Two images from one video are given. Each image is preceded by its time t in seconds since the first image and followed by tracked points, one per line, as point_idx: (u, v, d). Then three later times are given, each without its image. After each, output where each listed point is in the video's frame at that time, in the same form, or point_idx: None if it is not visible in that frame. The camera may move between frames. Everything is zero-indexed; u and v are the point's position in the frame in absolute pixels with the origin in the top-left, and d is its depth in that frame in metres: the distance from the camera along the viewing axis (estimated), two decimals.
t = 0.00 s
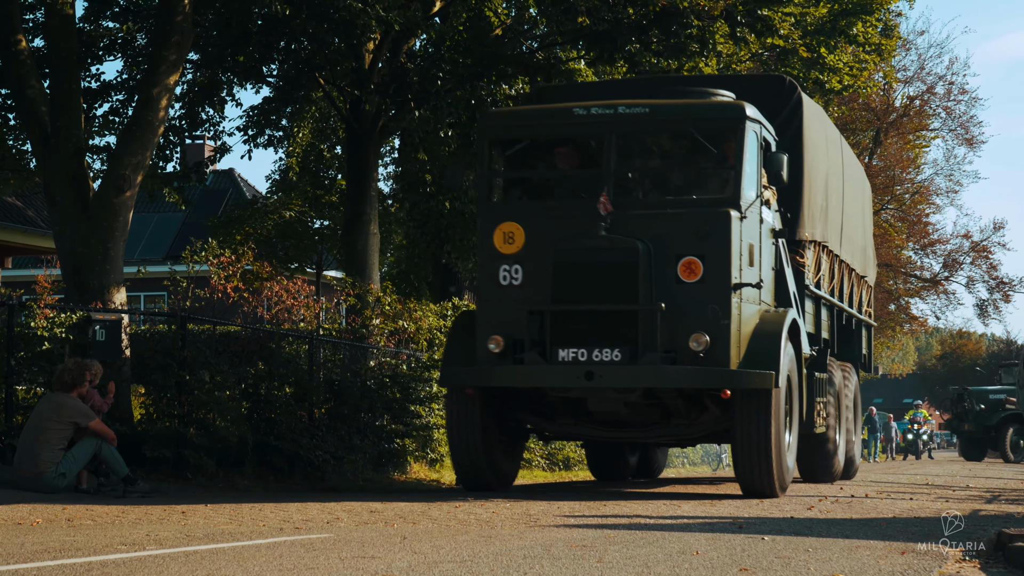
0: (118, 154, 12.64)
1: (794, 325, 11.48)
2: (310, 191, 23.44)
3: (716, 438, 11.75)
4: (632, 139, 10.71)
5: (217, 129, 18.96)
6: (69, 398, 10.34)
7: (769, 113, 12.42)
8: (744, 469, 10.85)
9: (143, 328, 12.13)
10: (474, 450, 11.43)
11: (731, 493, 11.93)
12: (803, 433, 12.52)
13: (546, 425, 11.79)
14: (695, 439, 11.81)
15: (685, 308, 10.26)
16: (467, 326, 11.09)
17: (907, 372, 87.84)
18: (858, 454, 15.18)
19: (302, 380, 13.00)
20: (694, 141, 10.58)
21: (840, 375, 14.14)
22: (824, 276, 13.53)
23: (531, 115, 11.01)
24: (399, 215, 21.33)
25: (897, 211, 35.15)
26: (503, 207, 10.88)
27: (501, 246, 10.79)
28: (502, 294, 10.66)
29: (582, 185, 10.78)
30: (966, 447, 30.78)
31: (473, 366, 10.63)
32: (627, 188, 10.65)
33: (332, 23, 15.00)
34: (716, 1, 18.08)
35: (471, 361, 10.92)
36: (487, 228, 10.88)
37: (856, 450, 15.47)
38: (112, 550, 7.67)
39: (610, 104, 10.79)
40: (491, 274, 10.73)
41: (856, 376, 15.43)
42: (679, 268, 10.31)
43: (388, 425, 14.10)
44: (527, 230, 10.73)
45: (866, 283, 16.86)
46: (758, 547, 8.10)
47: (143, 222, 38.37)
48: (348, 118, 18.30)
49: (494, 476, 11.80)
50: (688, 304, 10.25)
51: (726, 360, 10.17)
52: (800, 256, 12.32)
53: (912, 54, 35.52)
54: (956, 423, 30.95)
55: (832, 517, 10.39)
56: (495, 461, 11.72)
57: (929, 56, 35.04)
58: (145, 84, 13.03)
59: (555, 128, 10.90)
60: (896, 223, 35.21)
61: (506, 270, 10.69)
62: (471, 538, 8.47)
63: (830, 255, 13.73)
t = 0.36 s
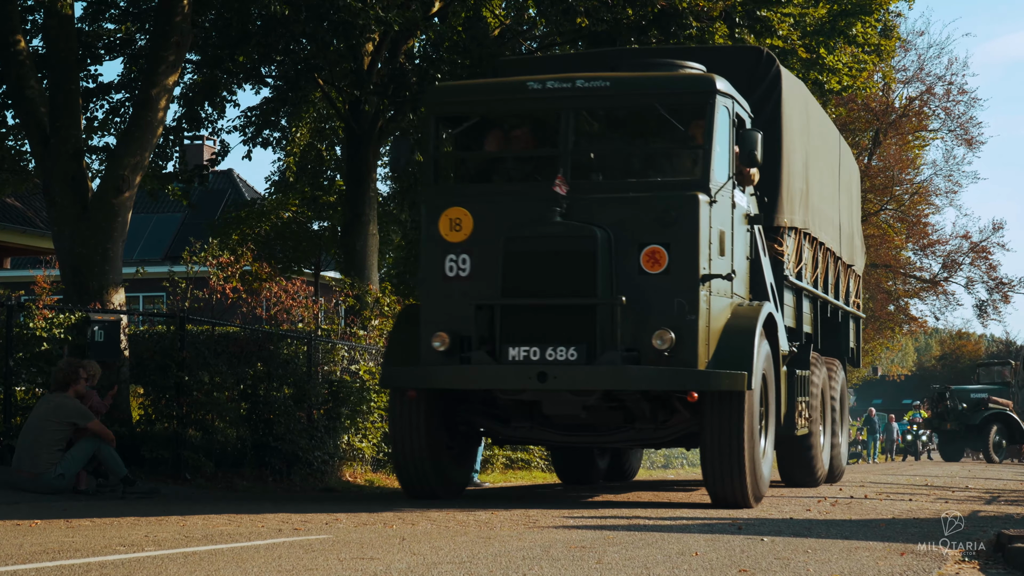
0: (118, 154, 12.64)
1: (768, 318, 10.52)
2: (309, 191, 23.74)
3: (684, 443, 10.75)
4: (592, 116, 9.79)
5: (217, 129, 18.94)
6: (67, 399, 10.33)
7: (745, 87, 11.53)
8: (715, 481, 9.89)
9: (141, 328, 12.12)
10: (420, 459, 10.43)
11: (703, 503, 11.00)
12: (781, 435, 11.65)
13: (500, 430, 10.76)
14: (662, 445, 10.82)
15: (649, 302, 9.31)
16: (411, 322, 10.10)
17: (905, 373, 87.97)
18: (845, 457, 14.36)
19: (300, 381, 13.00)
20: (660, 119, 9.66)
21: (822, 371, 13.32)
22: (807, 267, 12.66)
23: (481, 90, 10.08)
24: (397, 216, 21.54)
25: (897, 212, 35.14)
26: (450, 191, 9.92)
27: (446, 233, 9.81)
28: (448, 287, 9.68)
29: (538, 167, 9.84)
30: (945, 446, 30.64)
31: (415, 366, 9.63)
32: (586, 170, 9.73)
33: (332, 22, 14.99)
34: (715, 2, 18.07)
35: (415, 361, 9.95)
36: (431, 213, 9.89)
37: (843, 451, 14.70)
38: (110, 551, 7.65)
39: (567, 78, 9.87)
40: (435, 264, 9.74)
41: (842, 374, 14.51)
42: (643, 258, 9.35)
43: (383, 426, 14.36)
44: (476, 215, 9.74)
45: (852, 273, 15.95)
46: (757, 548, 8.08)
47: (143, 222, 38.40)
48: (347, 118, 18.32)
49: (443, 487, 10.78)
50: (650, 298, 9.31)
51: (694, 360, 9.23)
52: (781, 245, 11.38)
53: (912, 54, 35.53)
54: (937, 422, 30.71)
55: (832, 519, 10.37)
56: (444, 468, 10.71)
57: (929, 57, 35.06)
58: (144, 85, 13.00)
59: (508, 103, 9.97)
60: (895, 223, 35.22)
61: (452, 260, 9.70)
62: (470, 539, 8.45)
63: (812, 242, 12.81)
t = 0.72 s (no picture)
0: (117, 158, 12.65)
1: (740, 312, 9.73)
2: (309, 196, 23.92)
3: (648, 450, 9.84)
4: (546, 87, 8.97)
5: (217, 132, 18.96)
6: (66, 401, 10.34)
7: (720, 58, 10.90)
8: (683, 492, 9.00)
9: (143, 332, 12.15)
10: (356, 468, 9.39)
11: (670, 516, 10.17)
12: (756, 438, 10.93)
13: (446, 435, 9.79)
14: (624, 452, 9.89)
15: (605, 293, 8.52)
16: (346, 315, 9.24)
17: (905, 376, 88.03)
18: (829, 461, 13.71)
19: (299, 383, 13.07)
20: (621, 89, 8.85)
21: (806, 370, 12.71)
22: (785, 255, 12.04)
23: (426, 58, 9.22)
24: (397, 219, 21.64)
25: (896, 215, 35.13)
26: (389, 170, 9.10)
27: (385, 215, 8.99)
28: (385, 275, 8.86)
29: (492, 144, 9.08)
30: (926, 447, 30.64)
31: (349, 363, 8.78)
32: (539, 146, 8.92)
33: (332, 26, 15.02)
34: (715, 6, 18.10)
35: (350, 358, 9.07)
36: (368, 195, 9.06)
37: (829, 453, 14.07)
38: (110, 555, 7.65)
39: (519, 46, 9.06)
40: (372, 251, 8.92)
41: (824, 374, 13.82)
42: (600, 242, 8.58)
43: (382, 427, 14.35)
44: (417, 197, 8.94)
45: (836, 265, 15.24)
46: (757, 552, 8.08)
47: (142, 225, 38.40)
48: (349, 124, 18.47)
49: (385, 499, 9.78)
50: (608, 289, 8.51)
51: (656, 355, 8.41)
52: (757, 232, 10.79)
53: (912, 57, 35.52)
54: (922, 423, 30.64)
55: (832, 522, 10.35)
56: (384, 478, 9.70)
57: (928, 61, 35.06)
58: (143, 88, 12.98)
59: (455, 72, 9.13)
60: (895, 226, 35.19)
61: (391, 246, 8.87)
62: (470, 542, 8.45)
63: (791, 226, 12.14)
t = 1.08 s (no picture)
0: (116, 159, 12.64)
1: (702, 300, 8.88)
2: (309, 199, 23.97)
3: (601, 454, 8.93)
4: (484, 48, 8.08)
5: (216, 133, 18.97)
6: (65, 401, 10.32)
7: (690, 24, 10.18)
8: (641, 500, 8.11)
9: (141, 333, 12.13)
10: (275, 476, 8.41)
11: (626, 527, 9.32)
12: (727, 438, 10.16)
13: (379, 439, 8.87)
14: (574, 456, 8.97)
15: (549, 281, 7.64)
16: (262, 306, 8.35)
17: (903, 378, 88.18)
18: (812, 464, 12.94)
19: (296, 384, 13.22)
20: (567, 50, 7.98)
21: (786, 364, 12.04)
22: (765, 240, 11.24)
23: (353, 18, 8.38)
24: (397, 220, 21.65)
25: (896, 216, 35.13)
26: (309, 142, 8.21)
27: (304, 192, 8.10)
28: (305, 260, 7.99)
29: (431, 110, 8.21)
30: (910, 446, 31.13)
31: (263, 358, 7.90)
32: (478, 114, 8.06)
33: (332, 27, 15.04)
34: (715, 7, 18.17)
35: (266, 353, 8.17)
36: (286, 171, 8.21)
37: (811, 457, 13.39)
38: (109, 556, 7.62)
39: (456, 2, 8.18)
40: (290, 233, 8.05)
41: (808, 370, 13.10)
42: (544, 222, 7.71)
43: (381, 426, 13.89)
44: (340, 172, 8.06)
45: (824, 252, 14.41)
46: (756, 553, 8.05)
47: (141, 226, 38.40)
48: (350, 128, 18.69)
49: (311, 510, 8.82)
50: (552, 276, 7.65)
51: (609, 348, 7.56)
52: (727, 213, 9.96)
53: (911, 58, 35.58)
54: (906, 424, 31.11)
55: (832, 523, 10.32)
56: (309, 488, 8.75)
57: (928, 62, 35.10)
58: (141, 89, 12.96)
59: (385, 31, 8.27)
60: (895, 227, 35.14)
61: (310, 227, 8.00)
62: (468, 544, 8.40)
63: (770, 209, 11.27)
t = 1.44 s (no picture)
0: (116, 160, 12.65)
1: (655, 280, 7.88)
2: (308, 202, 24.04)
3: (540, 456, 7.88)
4: None
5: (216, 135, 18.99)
6: (66, 402, 10.34)
7: None
8: (581, 506, 7.04)
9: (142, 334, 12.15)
10: (164, 478, 7.36)
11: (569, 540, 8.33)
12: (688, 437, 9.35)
13: (290, 437, 7.89)
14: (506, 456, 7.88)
15: (474, 255, 6.61)
16: (149, 284, 7.26)
17: (901, 379, 88.36)
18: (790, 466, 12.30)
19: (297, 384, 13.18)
20: None
21: (760, 357, 11.26)
22: (735, 220, 10.43)
23: None
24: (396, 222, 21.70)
25: (896, 217, 35.12)
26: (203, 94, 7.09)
27: (196, 149, 6.99)
28: (197, 230, 6.92)
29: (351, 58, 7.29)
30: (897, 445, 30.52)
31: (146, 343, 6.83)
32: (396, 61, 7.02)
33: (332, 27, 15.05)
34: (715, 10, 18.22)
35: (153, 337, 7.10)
36: (176, 127, 7.05)
37: (788, 461, 12.59)
38: (109, 555, 7.60)
39: None
40: (180, 199, 6.98)
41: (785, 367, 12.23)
42: (469, 184, 6.69)
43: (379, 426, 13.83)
44: (238, 127, 6.97)
45: (807, 237, 13.62)
46: (757, 554, 8.06)
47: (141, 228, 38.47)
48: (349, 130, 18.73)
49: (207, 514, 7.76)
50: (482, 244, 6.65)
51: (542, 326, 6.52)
52: (688, 184, 9.13)
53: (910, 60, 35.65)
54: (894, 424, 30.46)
55: (832, 525, 10.32)
56: (208, 491, 7.69)
57: (927, 64, 35.17)
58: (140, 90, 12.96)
59: None
60: (894, 228, 35.13)
61: (203, 192, 6.93)
62: (468, 544, 8.38)
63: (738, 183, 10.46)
